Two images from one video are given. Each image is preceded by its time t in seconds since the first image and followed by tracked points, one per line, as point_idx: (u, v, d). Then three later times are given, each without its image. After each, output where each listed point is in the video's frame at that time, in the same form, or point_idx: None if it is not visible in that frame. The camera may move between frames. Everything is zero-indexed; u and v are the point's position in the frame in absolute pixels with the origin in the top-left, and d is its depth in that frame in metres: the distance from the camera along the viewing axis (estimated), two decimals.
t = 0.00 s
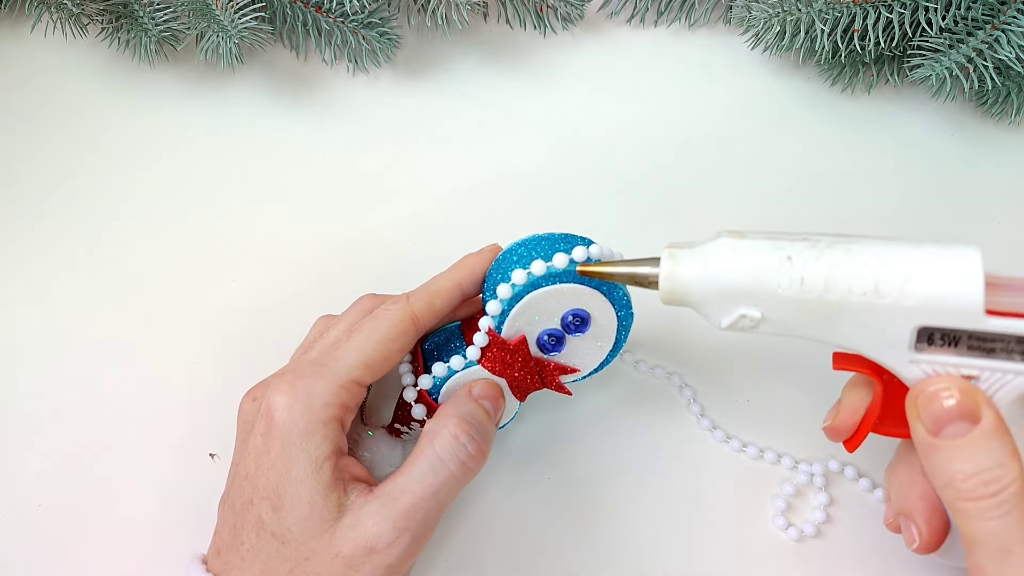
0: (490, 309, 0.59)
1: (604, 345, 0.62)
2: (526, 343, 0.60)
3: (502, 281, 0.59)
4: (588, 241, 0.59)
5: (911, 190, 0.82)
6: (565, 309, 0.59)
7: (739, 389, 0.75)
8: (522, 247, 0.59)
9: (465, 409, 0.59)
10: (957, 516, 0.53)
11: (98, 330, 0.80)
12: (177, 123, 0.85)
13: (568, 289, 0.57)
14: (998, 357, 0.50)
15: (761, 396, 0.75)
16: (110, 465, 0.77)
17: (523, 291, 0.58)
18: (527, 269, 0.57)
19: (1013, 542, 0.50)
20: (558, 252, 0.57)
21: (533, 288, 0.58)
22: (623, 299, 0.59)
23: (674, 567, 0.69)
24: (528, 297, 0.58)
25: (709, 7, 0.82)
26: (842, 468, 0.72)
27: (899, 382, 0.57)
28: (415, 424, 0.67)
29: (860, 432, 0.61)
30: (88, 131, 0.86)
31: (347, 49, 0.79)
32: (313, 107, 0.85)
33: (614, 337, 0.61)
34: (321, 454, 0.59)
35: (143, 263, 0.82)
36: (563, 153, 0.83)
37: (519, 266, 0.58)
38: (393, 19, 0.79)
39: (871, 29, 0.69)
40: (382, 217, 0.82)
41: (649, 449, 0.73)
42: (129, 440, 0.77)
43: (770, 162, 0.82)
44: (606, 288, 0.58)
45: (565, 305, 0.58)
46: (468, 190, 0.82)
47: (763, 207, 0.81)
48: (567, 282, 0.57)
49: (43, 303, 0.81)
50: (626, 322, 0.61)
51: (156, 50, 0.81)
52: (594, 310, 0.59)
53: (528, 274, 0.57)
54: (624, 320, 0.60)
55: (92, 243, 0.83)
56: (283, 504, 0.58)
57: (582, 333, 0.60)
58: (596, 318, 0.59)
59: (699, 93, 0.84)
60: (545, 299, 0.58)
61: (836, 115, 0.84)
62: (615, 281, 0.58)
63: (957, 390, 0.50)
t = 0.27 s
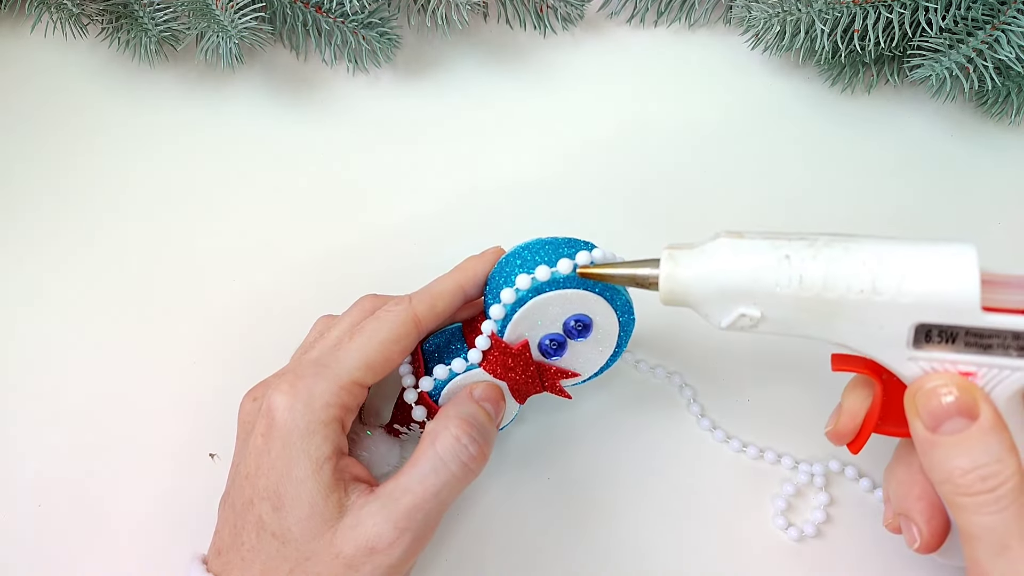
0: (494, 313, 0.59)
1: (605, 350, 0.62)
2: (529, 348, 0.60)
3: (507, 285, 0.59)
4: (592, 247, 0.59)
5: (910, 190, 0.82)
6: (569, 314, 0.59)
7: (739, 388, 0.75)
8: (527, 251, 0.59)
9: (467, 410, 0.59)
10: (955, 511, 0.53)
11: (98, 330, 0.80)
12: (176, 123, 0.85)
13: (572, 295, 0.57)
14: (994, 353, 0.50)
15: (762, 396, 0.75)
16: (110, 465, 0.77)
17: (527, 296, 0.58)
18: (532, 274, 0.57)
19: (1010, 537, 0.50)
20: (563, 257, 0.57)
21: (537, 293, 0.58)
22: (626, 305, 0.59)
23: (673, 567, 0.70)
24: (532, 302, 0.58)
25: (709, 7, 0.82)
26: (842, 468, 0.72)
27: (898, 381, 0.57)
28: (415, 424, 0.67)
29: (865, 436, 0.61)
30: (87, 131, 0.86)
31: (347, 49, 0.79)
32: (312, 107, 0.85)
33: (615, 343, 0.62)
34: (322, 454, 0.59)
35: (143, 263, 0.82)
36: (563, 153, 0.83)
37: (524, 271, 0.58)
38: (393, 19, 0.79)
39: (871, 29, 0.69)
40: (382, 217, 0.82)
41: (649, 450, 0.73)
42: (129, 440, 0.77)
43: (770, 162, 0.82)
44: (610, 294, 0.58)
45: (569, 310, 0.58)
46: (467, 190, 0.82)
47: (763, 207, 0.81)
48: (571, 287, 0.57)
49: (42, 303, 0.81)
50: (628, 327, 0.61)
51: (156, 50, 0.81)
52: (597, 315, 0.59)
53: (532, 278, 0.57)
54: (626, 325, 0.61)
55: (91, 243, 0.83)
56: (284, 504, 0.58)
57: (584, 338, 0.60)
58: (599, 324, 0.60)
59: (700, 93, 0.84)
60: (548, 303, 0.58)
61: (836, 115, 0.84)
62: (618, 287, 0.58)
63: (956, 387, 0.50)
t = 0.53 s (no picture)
0: (495, 315, 0.58)
1: (605, 351, 0.62)
2: (530, 349, 0.60)
3: (508, 286, 0.59)
4: (594, 248, 0.59)
5: (910, 190, 0.82)
6: (570, 315, 0.59)
7: (739, 389, 0.75)
8: (528, 252, 0.59)
9: (467, 410, 0.59)
10: (956, 510, 0.53)
11: (98, 330, 0.80)
12: (176, 123, 0.85)
13: (575, 297, 0.58)
14: (995, 353, 0.50)
15: (762, 396, 0.75)
16: (110, 465, 0.77)
17: (529, 297, 0.58)
18: (533, 276, 0.57)
19: (1011, 536, 0.50)
20: (565, 259, 0.57)
21: (539, 295, 0.58)
22: (627, 307, 0.60)
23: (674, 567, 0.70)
24: (534, 303, 0.58)
25: (709, 7, 0.82)
26: (842, 468, 0.72)
27: (901, 382, 0.57)
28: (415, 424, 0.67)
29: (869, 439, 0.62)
30: (87, 131, 0.86)
31: (347, 49, 0.79)
32: (312, 106, 0.85)
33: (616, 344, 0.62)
34: (322, 455, 0.59)
35: (143, 263, 0.82)
36: (563, 153, 0.83)
37: (525, 272, 0.58)
38: (393, 19, 0.79)
39: (871, 29, 0.69)
40: (382, 217, 0.82)
41: (649, 450, 0.73)
42: (130, 440, 0.77)
43: (770, 162, 0.82)
44: (612, 296, 0.58)
45: (571, 311, 0.58)
46: (467, 191, 0.82)
47: (763, 207, 0.81)
48: (573, 289, 0.57)
49: (42, 303, 0.81)
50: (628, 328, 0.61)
51: (156, 50, 0.81)
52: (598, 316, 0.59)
53: (534, 280, 0.57)
54: (626, 326, 0.61)
55: (91, 243, 0.83)
56: (284, 505, 0.58)
57: (585, 339, 0.61)
58: (600, 325, 0.60)
59: (700, 93, 0.84)
60: (550, 305, 0.58)
61: (836, 115, 0.84)
62: (620, 289, 0.58)
63: (958, 386, 0.50)
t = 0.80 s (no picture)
0: (489, 310, 0.58)
1: (603, 344, 0.62)
2: (525, 343, 0.60)
3: (501, 282, 0.58)
4: (586, 240, 0.59)
5: (910, 190, 0.82)
6: (565, 309, 0.59)
7: (739, 389, 0.75)
8: (521, 247, 0.59)
9: (464, 409, 0.59)
10: (964, 510, 0.53)
11: (98, 330, 0.80)
12: (176, 123, 0.85)
13: (568, 291, 0.57)
14: (1006, 353, 0.50)
15: (762, 396, 0.75)
16: (110, 465, 0.77)
17: (522, 292, 0.58)
18: (525, 270, 0.57)
19: (1019, 538, 0.50)
20: (556, 252, 0.57)
21: (531, 289, 0.58)
22: (622, 298, 0.59)
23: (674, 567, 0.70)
24: (527, 298, 0.58)
25: (709, 7, 0.82)
26: (842, 468, 0.72)
27: (910, 382, 0.57)
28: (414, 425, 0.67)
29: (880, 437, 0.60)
30: (88, 131, 0.86)
31: (347, 49, 0.79)
32: (312, 107, 0.85)
33: (613, 336, 0.62)
34: (318, 453, 0.59)
35: (143, 263, 0.82)
36: (562, 153, 0.83)
37: (518, 267, 0.58)
38: (393, 19, 0.79)
39: (871, 29, 0.69)
40: (382, 217, 0.82)
41: (649, 450, 0.73)
42: (129, 440, 0.77)
43: (770, 162, 0.82)
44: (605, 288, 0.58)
45: (564, 305, 0.58)
46: (467, 190, 0.82)
47: (763, 206, 0.81)
48: (566, 282, 0.57)
49: (42, 304, 0.81)
50: (625, 320, 0.61)
51: (156, 50, 0.81)
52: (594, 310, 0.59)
53: (526, 274, 0.57)
54: (622, 318, 0.61)
55: (91, 244, 0.83)
56: (281, 504, 0.58)
57: (581, 333, 0.60)
58: (595, 318, 0.60)
59: (699, 93, 0.84)
60: (543, 299, 0.58)
61: (836, 115, 0.84)
62: (613, 281, 0.58)
63: (967, 386, 0.50)
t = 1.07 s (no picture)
0: (479, 304, 0.59)
1: (598, 338, 0.61)
2: (517, 337, 0.60)
3: (491, 275, 0.59)
4: (576, 232, 0.59)
5: (910, 190, 0.82)
6: (556, 302, 0.58)
7: (739, 389, 0.75)
8: (511, 241, 0.59)
9: (458, 405, 0.59)
10: (978, 509, 0.54)
11: (98, 330, 0.80)
12: (176, 123, 0.85)
13: (557, 282, 0.57)
14: None
15: (761, 396, 0.75)
16: (110, 465, 0.77)
17: (512, 285, 0.58)
18: (513, 262, 0.58)
19: None
20: (545, 243, 0.57)
21: (521, 281, 0.58)
22: (615, 289, 0.59)
23: (674, 567, 0.70)
24: (517, 290, 0.58)
25: (709, 7, 0.82)
26: (842, 468, 0.72)
27: (924, 383, 0.57)
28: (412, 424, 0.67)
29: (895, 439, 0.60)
30: (88, 131, 0.86)
31: (347, 49, 0.79)
32: (312, 106, 0.85)
33: (609, 329, 0.61)
34: (314, 453, 0.59)
35: (143, 263, 0.82)
36: (562, 153, 0.83)
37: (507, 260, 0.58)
38: (393, 19, 0.79)
39: (871, 29, 0.69)
40: (382, 217, 0.82)
41: (649, 449, 0.73)
42: (130, 440, 0.77)
43: (770, 162, 0.82)
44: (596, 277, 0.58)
45: (554, 297, 0.58)
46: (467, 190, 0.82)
47: (762, 206, 0.81)
48: (555, 273, 0.57)
49: (42, 304, 0.81)
50: (620, 312, 0.60)
51: (156, 50, 0.81)
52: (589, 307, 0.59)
53: (515, 266, 0.57)
54: (617, 309, 0.60)
55: (91, 244, 0.83)
56: (276, 504, 0.58)
57: (574, 326, 0.60)
58: (587, 310, 0.59)
59: (699, 93, 0.84)
60: (533, 291, 0.58)
61: (836, 115, 0.84)
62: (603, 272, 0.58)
63: (983, 387, 0.51)
